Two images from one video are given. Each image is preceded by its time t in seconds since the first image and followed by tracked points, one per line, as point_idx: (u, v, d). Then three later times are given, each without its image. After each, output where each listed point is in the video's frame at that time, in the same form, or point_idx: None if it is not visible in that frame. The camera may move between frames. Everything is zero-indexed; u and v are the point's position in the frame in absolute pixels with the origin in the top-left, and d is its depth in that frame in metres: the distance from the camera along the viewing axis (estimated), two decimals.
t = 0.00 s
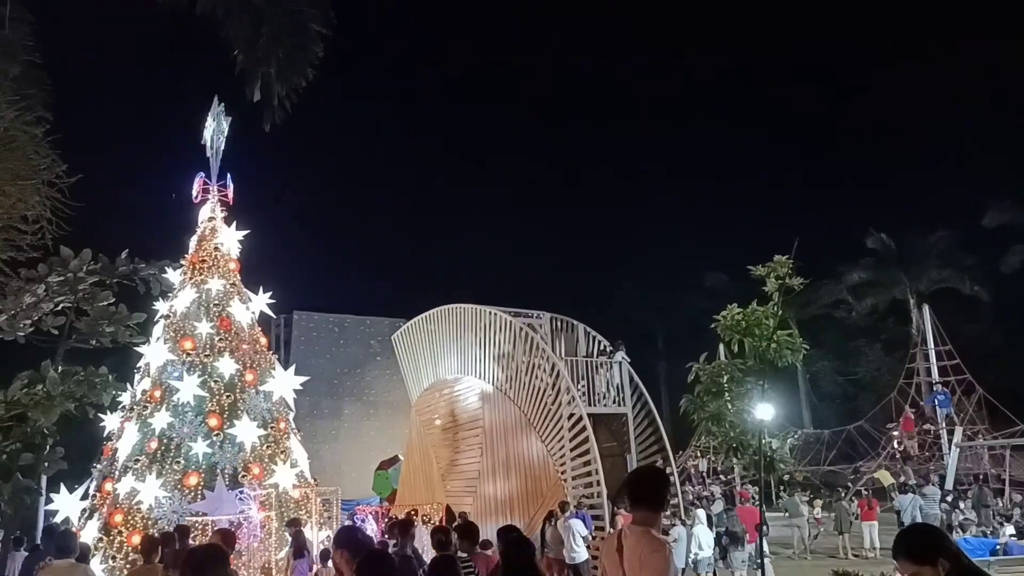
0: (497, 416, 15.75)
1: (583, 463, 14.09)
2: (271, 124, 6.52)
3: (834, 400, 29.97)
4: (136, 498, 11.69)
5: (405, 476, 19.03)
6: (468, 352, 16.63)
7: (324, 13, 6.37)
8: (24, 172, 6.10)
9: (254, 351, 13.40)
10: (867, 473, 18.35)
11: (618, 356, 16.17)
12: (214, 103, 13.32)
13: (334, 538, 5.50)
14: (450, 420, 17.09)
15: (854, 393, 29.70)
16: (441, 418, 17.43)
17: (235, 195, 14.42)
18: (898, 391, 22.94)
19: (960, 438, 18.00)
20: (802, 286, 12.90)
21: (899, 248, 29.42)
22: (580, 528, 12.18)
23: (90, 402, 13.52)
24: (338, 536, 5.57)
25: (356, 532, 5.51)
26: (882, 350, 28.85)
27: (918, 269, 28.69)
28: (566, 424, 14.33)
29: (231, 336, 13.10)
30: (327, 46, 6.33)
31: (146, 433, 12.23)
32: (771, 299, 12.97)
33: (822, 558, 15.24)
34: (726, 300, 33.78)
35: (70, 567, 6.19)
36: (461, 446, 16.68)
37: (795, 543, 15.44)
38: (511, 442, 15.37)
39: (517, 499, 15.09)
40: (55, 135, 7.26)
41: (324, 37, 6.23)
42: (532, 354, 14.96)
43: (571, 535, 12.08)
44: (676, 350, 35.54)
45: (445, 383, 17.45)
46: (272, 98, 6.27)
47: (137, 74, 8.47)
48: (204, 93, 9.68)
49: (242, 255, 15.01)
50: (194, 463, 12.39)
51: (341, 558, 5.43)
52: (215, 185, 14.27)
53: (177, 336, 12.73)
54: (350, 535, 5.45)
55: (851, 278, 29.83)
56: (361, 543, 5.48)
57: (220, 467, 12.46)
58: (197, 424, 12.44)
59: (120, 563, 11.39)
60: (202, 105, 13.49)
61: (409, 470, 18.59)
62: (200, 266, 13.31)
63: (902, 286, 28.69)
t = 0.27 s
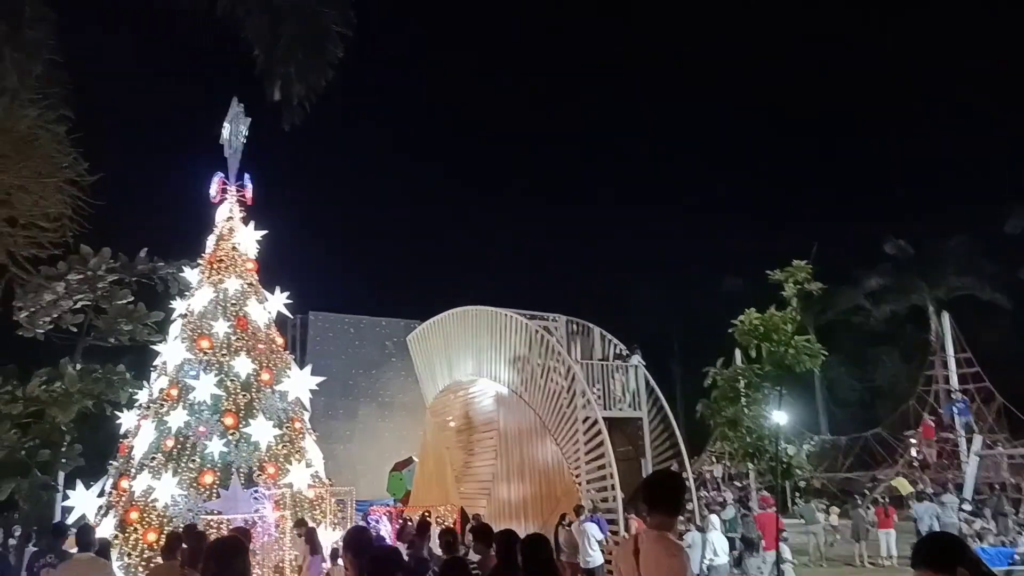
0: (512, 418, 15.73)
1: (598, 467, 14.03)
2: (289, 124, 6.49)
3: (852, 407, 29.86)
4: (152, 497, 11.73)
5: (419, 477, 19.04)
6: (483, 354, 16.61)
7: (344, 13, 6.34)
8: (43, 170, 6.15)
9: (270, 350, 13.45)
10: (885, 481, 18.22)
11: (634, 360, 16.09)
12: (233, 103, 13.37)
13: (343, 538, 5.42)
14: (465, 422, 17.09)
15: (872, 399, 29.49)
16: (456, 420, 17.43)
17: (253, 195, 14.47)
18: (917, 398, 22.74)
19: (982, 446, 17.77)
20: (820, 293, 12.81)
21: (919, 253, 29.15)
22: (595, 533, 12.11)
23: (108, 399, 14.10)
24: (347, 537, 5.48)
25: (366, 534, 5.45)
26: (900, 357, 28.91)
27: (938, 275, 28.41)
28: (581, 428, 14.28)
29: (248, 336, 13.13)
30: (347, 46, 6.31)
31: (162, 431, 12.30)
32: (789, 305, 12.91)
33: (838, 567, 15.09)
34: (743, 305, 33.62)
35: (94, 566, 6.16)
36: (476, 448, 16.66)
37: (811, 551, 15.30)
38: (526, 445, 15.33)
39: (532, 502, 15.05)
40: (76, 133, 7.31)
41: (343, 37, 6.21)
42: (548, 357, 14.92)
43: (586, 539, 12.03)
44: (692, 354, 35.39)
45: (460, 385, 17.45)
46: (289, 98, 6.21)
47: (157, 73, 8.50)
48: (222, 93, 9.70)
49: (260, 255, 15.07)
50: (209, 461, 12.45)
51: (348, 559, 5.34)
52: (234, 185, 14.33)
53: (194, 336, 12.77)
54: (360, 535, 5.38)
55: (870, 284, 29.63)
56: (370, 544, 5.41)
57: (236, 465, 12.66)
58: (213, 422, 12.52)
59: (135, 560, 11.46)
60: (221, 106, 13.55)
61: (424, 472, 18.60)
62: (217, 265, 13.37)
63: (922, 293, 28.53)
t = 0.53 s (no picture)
0: (528, 420, 15.71)
1: (614, 470, 13.98)
2: (311, 124, 6.52)
3: (871, 412, 29.67)
4: (169, 493, 11.80)
5: (435, 478, 19.06)
6: (500, 356, 16.61)
7: (367, 13, 6.37)
8: (66, 169, 6.16)
9: (288, 349, 13.48)
10: (904, 487, 18.04)
11: (651, 363, 16.03)
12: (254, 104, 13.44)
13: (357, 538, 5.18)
14: (481, 423, 17.09)
15: (892, 405, 29.26)
16: (472, 421, 17.45)
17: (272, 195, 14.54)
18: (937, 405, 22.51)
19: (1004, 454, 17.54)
20: (841, 296, 12.67)
21: (940, 258, 28.85)
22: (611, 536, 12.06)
23: (127, 395, 14.81)
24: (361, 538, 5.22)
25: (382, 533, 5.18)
26: (920, 362, 28.77)
27: (960, 280, 28.10)
28: (598, 430, 14.24)
29: (266, 335, 13.18)
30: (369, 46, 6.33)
31: (180, 429, 12.37)
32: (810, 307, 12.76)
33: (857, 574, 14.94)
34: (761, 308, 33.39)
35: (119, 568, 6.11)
36: (491, 450, 16.66)
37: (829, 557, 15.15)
38: (542, 447, 15.31)
39: (548, 505, 15.02)
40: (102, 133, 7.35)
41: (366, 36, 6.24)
42: (564, 359, 14.89)
43: (602, 542, 11.99)
44: (709, 357, 35.22)
45: (477, 386, 17.46)
46: (313, 97, 6.26)
47: (174, 72, 8.55)
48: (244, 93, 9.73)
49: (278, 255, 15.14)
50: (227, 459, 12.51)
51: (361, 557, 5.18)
52: (253, 185, 14.41)
53: (212, 334, 12.83)
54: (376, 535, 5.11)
55: (891, 288, 29.39)
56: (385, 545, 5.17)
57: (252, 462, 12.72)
58: (231, 420, 12.58)
59: (152, 556, 11.53)
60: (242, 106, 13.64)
61: (439, 473, 18.61)
62: (236, 265, 13.45)
63: (944, 298, 28.40)
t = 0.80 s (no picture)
0: (544, 420, 15.71)
1: (631, 471, 13.95)
2: (330, 122, 6.57)
3: (891, 415, 29.39)
4: (187, 490, 11.90)
5: (451, 477, 19.08)
6: (515, 356, 16.61)
7: (386, 13, 6.37)
8: (88, 167, 6.16)
9: (305, 348, 13.54)
10: (923, 491, 17.87)
11: (668, 363, 15.98)
12: (273, 103, 13.51)
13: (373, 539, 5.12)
14: (497, 423, 17.11)
15: (912, 408, 28.99)
16: (488, 421, 17.47)
17: (289, 194, 14.62)
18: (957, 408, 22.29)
19: None
20: (861, 297, 12.56)
21: (961, 259, 28.58)
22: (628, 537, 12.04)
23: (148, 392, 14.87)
24: (377, 538, 5.17)
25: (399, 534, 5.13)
26: (941, 365, 28.44)
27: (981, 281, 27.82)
28: (614, 431, 14.20)
29: (283, 333, 13.24)
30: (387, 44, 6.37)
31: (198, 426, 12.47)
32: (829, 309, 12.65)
33: None
34: (780, 309, 33.19)
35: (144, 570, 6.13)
36: (507, 450, 16.67)
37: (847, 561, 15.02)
38: (558, 448, 15.30)
39: (564, 505, 15.00)
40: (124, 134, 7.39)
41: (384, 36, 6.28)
42: (580, 359, 14.87)
43: (618, 543, 11.97)
44: (727, 360, 35.03)
45: (492, 386, 17.48)
46: (331, 97, 6.32)
47: (194, 72, 8.61)
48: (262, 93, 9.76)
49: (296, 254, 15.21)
50: (244, 456, 12.57)
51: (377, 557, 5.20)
52: (271, 184, 14.48)
53: (230, 332, 12.91)
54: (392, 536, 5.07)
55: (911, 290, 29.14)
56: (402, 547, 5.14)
57: (269, 461, 12.76)
58: (248, 418, 12.66)
59: (170, 552, 11.62)
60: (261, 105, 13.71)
61: (455, 472, 18.63)
62: (254, 263, 13.52)
63: (964, 300, 27.74)
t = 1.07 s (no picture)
0: (561, 419, 15.66)
1: (649, 470, 13.88)
2: (348, 120, 6.58)
3: (911, 415, 29.12)
4: (204, 487, 11.95)
5: (467, 476, 19.06)
6: (532, 354, 16.57)
7: (406, 10, 6.35)
8: (109, 164, 6.15)
9: (322, 346, 13.52)
10: (945, 492, 17.66)
11: (685, 362, 15.88)
12: (290, 101, 13.53)
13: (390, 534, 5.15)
14: (514, 422, 17.09)
15: (933, 409, 28.71)
16: (505, 420, 17.45)
17: (307, 191, 14.63)
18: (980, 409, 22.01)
19: None
20: (883, 296, 12.41)
21: (983, 259, 28.35)
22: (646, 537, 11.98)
23: (165, 390, 15.03)
24: (395, 534, 5.17)
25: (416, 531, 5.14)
26: (963, 365, 28.10)
27: (1004, 281, 27.52)
28: (631, 431, 14.13)
29: (300, 331, 13.24)
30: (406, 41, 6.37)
31: (216, 423, 12.50)
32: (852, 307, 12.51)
33: None
34: (798, 308, 32.94)
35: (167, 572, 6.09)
36: (524, 449, 16.64)
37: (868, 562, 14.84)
38: (575, 447, 15.24)
39: (581, 505, 14.95)
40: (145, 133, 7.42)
41: (403, 35, 6.28)
42: (597, 358, 14.81)
43: (636, 544, 11.91)
44: (745, 360, 34.81)
45: (509, 384, 17.46)
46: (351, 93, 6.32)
47: (209, 67, 8.66)
48: (280, 90, 9.78)
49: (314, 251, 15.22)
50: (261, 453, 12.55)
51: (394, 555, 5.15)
52: (289, 182, 14.50)
53: (247, 330, 12.93)
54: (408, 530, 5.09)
55: (933, 291, 28.88)
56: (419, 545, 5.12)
57: (286, 458, 12.83)
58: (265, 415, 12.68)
59: (187, 547, 11.64)
60: (279, 102, 13.73)
61: (472, 471, 18.62)
62: (271, 261, 13.53)
63: (988, 299, 27.61)
